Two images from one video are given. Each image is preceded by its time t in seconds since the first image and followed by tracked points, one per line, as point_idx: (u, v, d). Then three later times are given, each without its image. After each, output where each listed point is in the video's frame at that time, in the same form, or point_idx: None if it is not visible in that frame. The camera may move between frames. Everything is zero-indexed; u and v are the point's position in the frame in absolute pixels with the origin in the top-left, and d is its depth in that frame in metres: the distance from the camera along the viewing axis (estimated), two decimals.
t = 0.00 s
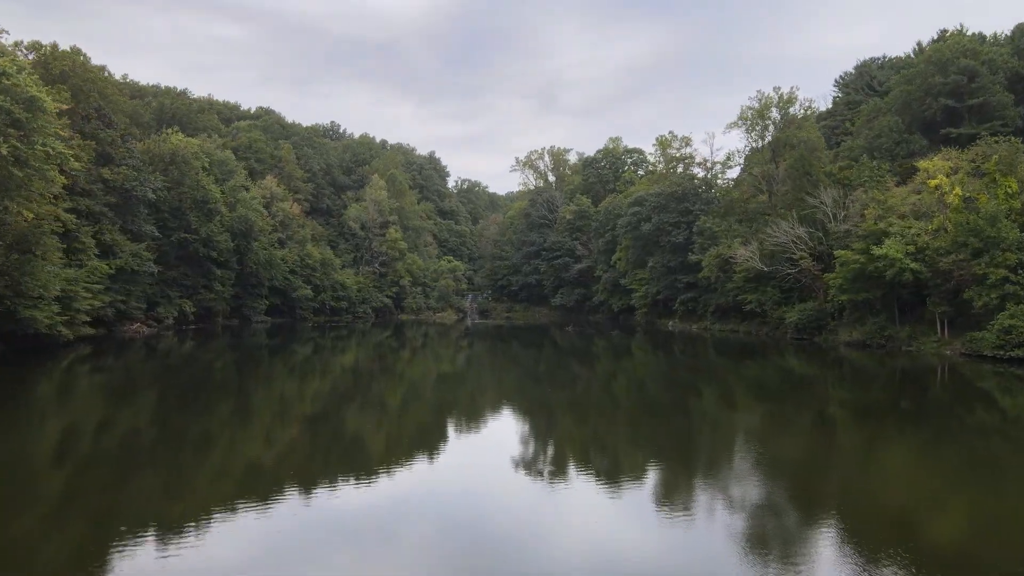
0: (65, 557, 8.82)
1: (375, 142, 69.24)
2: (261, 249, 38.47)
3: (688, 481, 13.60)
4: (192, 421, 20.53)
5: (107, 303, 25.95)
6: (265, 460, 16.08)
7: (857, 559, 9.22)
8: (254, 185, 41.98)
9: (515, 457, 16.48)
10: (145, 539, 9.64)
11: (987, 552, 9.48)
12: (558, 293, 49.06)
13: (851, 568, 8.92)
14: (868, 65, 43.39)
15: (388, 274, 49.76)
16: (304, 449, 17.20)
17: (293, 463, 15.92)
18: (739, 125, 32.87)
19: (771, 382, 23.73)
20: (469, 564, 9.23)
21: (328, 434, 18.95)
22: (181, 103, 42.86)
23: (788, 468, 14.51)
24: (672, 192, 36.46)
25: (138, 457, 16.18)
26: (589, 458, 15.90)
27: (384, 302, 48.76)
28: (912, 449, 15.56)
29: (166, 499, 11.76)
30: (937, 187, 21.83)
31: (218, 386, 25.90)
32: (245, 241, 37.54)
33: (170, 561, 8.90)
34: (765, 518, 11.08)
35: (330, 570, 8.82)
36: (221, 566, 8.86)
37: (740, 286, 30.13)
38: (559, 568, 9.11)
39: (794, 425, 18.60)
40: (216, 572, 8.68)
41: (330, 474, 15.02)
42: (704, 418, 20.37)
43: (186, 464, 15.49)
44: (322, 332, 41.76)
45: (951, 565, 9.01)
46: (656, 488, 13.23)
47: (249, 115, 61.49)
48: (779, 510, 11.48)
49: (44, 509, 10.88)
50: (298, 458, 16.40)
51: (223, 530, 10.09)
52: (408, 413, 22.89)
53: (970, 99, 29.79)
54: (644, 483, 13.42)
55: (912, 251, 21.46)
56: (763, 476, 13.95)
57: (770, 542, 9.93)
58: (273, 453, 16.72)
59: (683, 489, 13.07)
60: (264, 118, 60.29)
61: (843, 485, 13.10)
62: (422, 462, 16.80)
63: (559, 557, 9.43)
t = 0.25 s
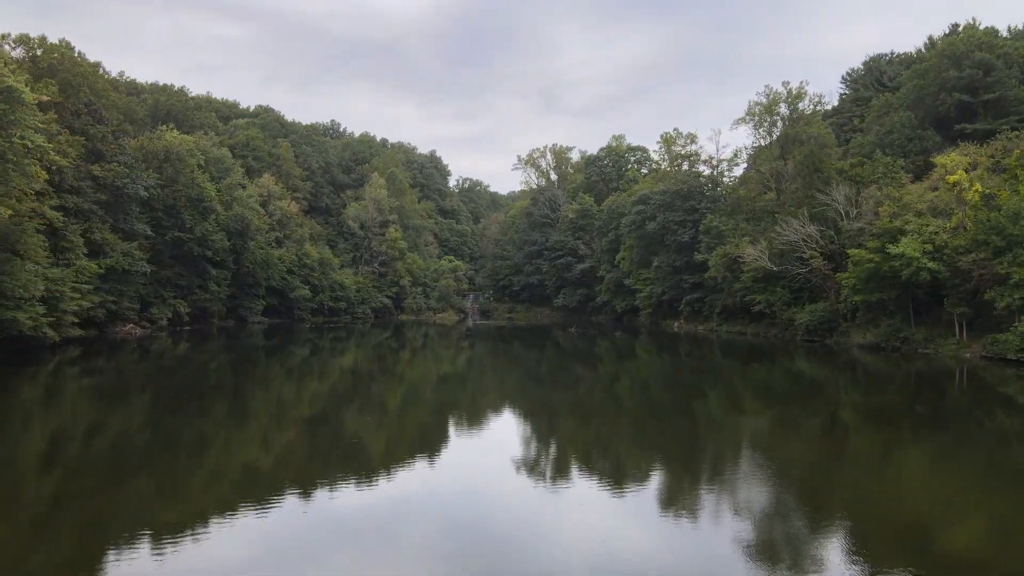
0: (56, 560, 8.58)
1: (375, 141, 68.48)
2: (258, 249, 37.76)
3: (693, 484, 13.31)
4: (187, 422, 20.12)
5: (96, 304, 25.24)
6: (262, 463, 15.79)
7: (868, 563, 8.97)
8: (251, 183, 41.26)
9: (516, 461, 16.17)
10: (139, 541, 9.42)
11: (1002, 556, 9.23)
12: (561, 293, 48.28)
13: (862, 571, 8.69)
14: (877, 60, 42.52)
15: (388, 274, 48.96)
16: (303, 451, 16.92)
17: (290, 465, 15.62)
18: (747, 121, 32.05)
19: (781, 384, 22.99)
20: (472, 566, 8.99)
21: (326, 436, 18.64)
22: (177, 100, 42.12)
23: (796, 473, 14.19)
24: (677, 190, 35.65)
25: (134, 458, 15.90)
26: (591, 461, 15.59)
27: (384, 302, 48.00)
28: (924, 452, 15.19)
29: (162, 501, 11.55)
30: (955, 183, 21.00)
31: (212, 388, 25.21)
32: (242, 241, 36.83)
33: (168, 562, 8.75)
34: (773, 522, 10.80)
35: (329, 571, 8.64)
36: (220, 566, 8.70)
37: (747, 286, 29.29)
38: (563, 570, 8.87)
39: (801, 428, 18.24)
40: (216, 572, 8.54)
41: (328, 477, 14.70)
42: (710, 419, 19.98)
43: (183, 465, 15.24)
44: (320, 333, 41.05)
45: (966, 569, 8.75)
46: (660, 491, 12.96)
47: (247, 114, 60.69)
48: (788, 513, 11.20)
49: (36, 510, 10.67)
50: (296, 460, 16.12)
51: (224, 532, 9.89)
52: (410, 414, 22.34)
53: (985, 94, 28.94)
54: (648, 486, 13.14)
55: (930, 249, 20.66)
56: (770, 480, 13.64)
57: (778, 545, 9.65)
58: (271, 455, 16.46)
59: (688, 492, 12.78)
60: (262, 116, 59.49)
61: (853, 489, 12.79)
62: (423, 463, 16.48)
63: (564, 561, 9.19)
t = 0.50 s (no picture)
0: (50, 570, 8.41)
1: (375, 139, 67.82)
2: (255, 248, 37.13)
3: (698, 485, 13.13)
4: (181, 424, 19.52)
5: (86, 304, 24.64)
6: (261, 463, 15.55)
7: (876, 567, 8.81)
8: (248, 182, 40.64)
9: (519, 463, 16.01)
10: (127, 547, 9.24)
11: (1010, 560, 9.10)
12: (563, 293, 47.63)
13: None
14: (885, 56, 41.79)
15: (387, 275, 48.28)
16: (303, 451, 16.71)
17: (289, 466, 15.39)
18: (753, 117, 31.35)
19: (790, 387, 22.32)
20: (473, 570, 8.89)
21: (326, 436, 18.35)
22: (173, 97, 41.50)
23: (802, 474, 14.01)
24: (681, 188, 34.98)
25: (128, 460, 15.49)
26: (594, 463, 15.43)
27: (383, 302, 47.36)
28: (934, 453, 14.97)
29: (155, 507, 11.37)
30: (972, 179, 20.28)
31: (206, 390, 24.59)
32: (238, 240, 36.22)
33: (168, 562, 8.86)
34: (779, 525, 10.61)
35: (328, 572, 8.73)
36: (220, 566, 8.83)
37: (755, 286, 28.62)
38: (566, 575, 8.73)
39: (808, 428, 18.00)
40: (217, 571, 8.68)
41: (326, 479, 14.41)
42: (716, 420, 19.68)
43: (180, 466, 15.03)
44: (318, 334, 40.44)
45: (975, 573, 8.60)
46: (663, 493, 12.78)
47: (246, 112, 60.04)
48: (794, 515, 11.03)
49: (24, 518, 10.46)
50: (295, 460, 15.91)
51: (224, 532, 9.97)
52: (410, 415, 21.83)
53: (998, 89, 28.24)
54: (651, 488, 12.98)
55: (945, 248, 19.98)
56: (777, 482, 13.44)
57: (784, 548, 9.49)
58: (271, 455, 16.27)
59: (692, 493, 12.59)
60: (261, 115, 58.86)
61: (861, 491, 12.61)
62: (424, 465, 16.24)
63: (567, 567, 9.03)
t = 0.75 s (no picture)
0: None
1: (375, 138, 67.06)
2: (252, 247, 36.40)
3: (703, 486, 12.79)
4: (173, 426, 18.94)
5: (75, 304, 23.94)
6: (257, 464, 15.16)
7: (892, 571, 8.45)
8: (245, 180, 39.90)
9: (520, 465, 15.67)
10: (111, 552, 8.89)
11: None
12: (565, 293, 46.88)
13: None
14: (894, 52, 40.97)
15: (386, 275, 47.50)
16: (299, 451, 16.33)
17: (285, 468, 14.98)
18: (761, 113, 30.53)
19: (801, 389, 21.57)
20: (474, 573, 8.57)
21: (323, 437, 17.87)
22: (168, 94, 40.77)
23: (812, 475, 13.63)
24: (687, 186, 34.21)
25: (118, 460, 15.07)
26: (596, 465, 15.09)
27: (382, 303, 46.62)
28: (949, 454, 14.54)
29: (142, 510, 10.99)
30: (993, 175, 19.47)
31: (199, 392, 23.90)
32: (234, 239, 35.51)
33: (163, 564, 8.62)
34: (789, 528, 10.25)
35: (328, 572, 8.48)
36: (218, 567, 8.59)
37: (763, 285, 27.86)
38: None
39: (817, 428, 17.60)
40: (217, 571, 8.45)
41: (323, 481, 13.96)
42: (722, 420, 19.24)
43: (172, 466, 14.68)
44: (316, 335, 39.73)
45: None
46: (667, 495, 12.44)
47: (244, 110, 59.33)
48: (803, 518, 10.67)
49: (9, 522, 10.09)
50: (291, 462, 15.51)
51: (218, 535, 9.68)
52: (409, 416, 21.22)
53: (1014, 83, 27.42)
54: (654, 490, 12.65)
55: (965, 246, 19.17)
56: (784, 483, 13.08)
57: (793, 552, 9.14)
58: (266, 455, 15.89)
59: (697, 495, 12.25)
60: (259, 113, 58.15)
61: (873, 493, 12.23)
62: (424, 466, 15.80)
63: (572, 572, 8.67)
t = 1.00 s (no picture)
0: None
1: (375, 137, 66.39)
2: (248, 247, 35.74)
3: (707, 490, 12.48)
4: (166, 429, 18.38)
5: (63, 304, 23.30)
6: (253, 467, 14.80)
7: None
8: (241, 178, 39.26)
9: (521, 467, 15.36)
10: (101, 559, 8.62)
11: None
12: (567, 294, 46.20)
13: None
14: (902, 47, 40.21)
15: (385, 275, 46.84)
16: (297, 452, 15.96)
17: (282, 470, 14.63)
18: (768, 108, 29.77)
19: (812, 392, 20.91)
20: None
21: (321, 439, 17.48)
22: (163, 91, 40.12)
23: (820, 479, 13.28)
24: (692, 184, 33.50)
25: (109, 463, 14.65)
26: (599, 466, 14.78)
27: (382, 303, 45.98)
28: (964, 458, 14.12)
29: (133, 516, 10.63)
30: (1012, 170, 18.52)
31: (193, 394, 23.28)
32: (231, 238, 34.86)
33: (166, 565, 8.51)
34: (796, 535, 9.96)
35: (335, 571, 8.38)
36: (224, 567, 8.49)
37: (771, 285, 27.19)
38: None
39: (826, 429, 17.20)
40: (225, 571, 8.34)
41: (320, 484, 13.60)
42: (729, 422, 18.83)
43: (166, 469, 14.33)
44: (314, 336, 39.08)
45: None
46: (671, 499, 12.13)
47: (242, 108, 58.68)
48: (810, 525, 10.38)
49: None
50: (289, 463, 15.13)
51: (213, 541, 9.37)
52: (409, 418, 20.69)
53: None
54: (657, 492, 12.34)
55: (983, 245, 18.24)
56: (792, 487, 12.74)
57: (802, 562, 8.87)
58: (262, 457, 15.54)
59: (701, 499, 11.94)
60: (257, 111, 57.49)
61: (885, 497, 11.88)
62: (424, 468, 15.47)
63: None
